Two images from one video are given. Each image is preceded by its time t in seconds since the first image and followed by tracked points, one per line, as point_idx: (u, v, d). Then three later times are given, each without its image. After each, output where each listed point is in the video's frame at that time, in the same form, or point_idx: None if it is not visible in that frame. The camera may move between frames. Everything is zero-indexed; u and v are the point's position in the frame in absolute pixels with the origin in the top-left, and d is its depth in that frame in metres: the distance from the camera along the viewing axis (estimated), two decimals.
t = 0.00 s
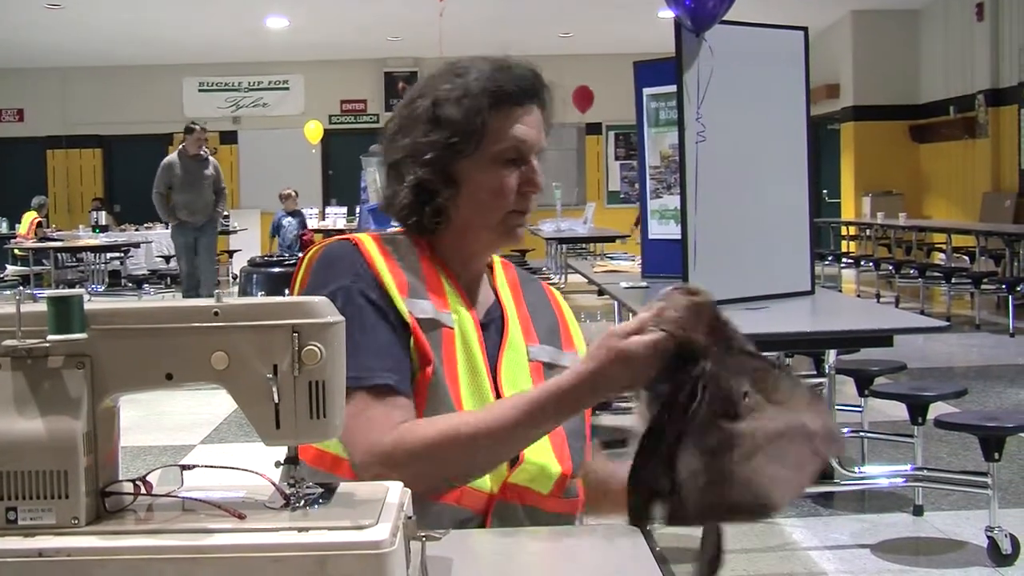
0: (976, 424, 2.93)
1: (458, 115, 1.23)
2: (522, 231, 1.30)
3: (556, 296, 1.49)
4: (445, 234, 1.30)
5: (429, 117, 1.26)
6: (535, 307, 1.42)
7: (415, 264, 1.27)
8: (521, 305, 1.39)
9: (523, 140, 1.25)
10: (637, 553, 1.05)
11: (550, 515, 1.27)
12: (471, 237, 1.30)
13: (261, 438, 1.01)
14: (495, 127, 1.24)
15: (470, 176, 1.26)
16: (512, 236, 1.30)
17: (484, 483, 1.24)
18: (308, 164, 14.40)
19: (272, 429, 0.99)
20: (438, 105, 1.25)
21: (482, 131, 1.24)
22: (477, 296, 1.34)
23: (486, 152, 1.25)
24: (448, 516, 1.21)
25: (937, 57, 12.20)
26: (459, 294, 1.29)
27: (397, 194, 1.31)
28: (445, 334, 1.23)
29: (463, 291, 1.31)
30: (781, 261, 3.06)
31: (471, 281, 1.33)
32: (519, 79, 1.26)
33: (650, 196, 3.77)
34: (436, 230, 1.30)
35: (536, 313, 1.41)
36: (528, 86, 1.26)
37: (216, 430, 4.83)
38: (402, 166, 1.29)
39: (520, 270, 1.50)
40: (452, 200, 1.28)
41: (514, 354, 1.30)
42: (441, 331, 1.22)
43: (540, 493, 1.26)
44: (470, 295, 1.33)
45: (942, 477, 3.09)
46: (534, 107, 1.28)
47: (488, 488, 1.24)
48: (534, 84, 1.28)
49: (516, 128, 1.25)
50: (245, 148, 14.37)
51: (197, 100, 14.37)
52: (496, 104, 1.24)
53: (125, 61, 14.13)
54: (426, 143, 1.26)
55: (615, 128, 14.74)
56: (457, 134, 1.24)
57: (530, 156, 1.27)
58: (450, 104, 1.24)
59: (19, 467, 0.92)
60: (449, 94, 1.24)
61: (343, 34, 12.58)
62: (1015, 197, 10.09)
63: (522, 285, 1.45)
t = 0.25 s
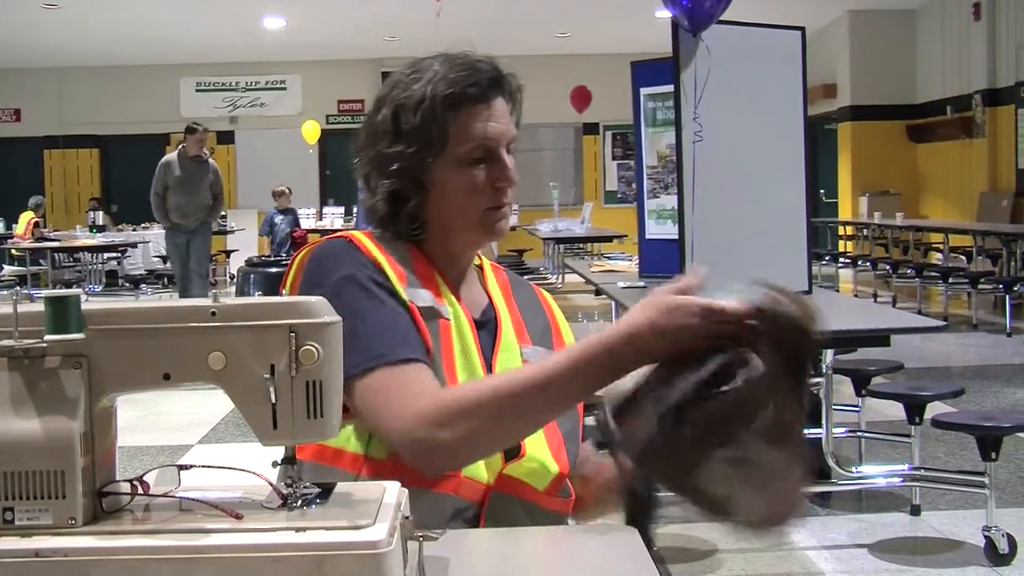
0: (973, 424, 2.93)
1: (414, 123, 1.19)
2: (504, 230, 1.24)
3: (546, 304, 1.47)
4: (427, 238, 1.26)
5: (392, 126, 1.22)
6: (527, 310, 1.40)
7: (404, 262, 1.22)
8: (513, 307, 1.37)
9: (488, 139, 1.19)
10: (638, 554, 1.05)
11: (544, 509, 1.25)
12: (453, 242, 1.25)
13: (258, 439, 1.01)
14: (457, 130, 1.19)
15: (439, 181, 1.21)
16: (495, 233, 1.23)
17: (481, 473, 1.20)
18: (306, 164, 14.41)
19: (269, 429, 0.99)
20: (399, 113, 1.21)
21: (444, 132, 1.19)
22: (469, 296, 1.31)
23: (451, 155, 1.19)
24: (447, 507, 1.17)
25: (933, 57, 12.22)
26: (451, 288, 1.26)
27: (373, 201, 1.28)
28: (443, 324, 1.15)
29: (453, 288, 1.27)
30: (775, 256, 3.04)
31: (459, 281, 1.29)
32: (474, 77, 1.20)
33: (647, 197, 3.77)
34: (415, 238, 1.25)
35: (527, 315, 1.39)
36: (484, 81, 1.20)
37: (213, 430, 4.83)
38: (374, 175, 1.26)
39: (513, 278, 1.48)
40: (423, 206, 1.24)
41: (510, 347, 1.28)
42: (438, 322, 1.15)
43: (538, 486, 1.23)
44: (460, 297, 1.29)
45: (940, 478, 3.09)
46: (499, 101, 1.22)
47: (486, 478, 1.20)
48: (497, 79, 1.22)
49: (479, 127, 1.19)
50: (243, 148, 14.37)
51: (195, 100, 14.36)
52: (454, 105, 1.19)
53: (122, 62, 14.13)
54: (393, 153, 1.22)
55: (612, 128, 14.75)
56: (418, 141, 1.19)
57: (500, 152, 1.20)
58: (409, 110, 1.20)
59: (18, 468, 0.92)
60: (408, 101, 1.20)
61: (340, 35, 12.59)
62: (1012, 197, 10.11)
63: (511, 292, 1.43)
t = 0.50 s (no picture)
0: (970, 423, 2.93)
1: (395, 125, 1.28)
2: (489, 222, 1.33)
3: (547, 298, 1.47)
4: (413, 237, 1.34)
5: (371, 133, 1.32)
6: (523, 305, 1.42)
7: (387, 262, 1.30)
8: (508, 304, 1.39)
9: (466, 133, 1.28)
10: (638, 555, 1.06)
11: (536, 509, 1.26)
12: (441, 238, 1.33)
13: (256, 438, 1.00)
14: (437, 129, 1.28)
15: (424, 181, 1.30)
16: (481, 228, 1.33)
17: (467, 472, 1.23)
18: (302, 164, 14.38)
19: (266, 429, 0.99)
20: (379, 118, 1.30)
21: (423, 135, 1.28)
22: (462, 296, 1.36)
23: (432, 153, 1.28)
24: (436, 510, 1.20)
25: (930, 57, 12.21)
26: (435, 290, 1.30)
27: (358, 209, 1.36)
28: (421, 328, 1.24)
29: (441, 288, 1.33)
30: (777, 260, 3.07)
31: (449, 279, 1.36)
32: (451, 76, 1.28)
33: (643, 196, 3.78)
34: (402, 238, 1.34)
35: (524, 311, 1.41)
36: (461, 80, 1.29)
37: (210, 431, 4.83)
38: (359, 182, 1.35)
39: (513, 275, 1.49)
40: (408, 204, 1.33)
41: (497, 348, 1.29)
42: (416, 325, 1.23)
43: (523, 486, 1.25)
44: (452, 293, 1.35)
45: (937, 477, 3.09)
46: (475, 97, 1.30)
47: (472, 479, 1.23)
48: (472, 77, 1.30)
49: (458, 122, 1.28)
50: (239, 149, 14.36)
51: (191, 101, 14.34)
52: (433, 105, 1.27)
53: (118, 62, 14.11)
54: (375, 158, 1.32)
55: (609, 129, 14.74)
56: (399, 141, 1.29)
57: (480, 148, 1.30)
58: (387, 114, 1.29)
59: (13, 469, 0.92)
60: (386, 106, 1.29)
61: (337, 35, 12.58)
62: (1009, 197, 10.09)
63: (510, 290, 1.44)
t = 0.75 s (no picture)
0: (966, 424, 2.93)
1: (369, 127, 1.27)
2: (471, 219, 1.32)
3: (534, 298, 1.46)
4: (395, 239, 1.33)
5: (344, 136, 1.31)
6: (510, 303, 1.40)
7: (369, 267, 1.29)
8: (494, 303, 1.37)
9: (440, 131, 1.27)
10: (631, 553, 1.06)
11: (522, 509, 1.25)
12: (422, 239, 1.32)
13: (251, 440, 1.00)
14: (409, 129, 1.26)
15: (401, 181, 1.29)
16: (463, 225, 1.31)
17: (449, 476, 1.21)
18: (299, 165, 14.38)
19: (262, 430, 0.99)
20: (350, 121, 1.29)
21: (398, 135, 1.27)
22: (445, 296, 1.34)
23: (406, 152, 1.28)
24: (424, 513, 1.19)
25: (927, 58, 12.22)
26: (417, 291, 1.29)
27: (337, 215, 1.36)
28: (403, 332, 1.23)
29: (425, 289, 1.32)
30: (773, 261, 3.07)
31: (433, 279, 1.34)
32: (420, 73, 1.27)
33: (641, 197, 3.78)
34: (383, 241, 1.34)
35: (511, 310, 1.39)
36: (431, 76, 1.27)
37: (206, 432, 4.83)
38: (336, 188, 1.35)
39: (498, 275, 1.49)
40: (386, 206, 1.32)
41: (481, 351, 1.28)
42: (398, 330, 1.23)
43: (510, 487, 1.24)
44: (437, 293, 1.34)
45: (935, 477, 3.09)
46: (446, 92, 1.29)
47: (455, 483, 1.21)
48: (442, 73, 1.28)
49: (429, 121, 1.27)
50: (236, 149, 14.35)
51: (189, 101, 14.34)
52: (404, 104, 1.26)
53: (115, 63, 14.10)
54: (351, 162, 1.31)
55: (607, 129, 14.75)
56: (372, 143, 1.28)
57: (456, 145, 1.29)
58: (356, 119, 1.28)
59: (12, 468, 0.92)
60: (357, 108, 1.28)
61: (335, 36, 12.60)
62: (1006, 198, 10.12)
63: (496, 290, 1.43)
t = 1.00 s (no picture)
0: (964, 425, 2.93)
1: (344, 130, 1.31)
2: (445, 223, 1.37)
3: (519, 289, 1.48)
4: (368, 240, 1.39)
5: (318, 140, 1.35)
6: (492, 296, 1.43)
7: (344, 271, 1.34)
8: (472, 300, 1.41)
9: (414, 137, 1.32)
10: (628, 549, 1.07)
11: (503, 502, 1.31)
12: (393, 242, 1.37)
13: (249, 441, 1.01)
14: (384, 133, 1.31)
15: (374, 184, 1.34)
16: (435, 228, 1.36)
17: (432, 477, 1.27)
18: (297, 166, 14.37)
19: (260, 431, 0.99)
20: (325, 124, 1.33)
21: (371, 139, 1.32)
22: (422, 297, 1.38)
23: (379, 157, 1.32)
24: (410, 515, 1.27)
25: (924, 59, 12.21)
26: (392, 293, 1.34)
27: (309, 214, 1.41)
28: (377, 335, 1.28)
29: (400, 290, 1.37)
30: (769, 261, 3.06)
31: (408, 281, 1.39)
32: (397, 79, 1.32)
33: (638, 198, 3.77)
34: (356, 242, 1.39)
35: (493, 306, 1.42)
36: (407, 81, 1.32)
37: (204, 433, 4.83)
38: (305, 188, 1.40)
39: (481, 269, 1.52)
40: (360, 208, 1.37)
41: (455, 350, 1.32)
42: (371, 332, 1.28)
43: (493, 483, 1.28)
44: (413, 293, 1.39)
45: (932, 479, 3.09)
46: (420, 97, 1.34)
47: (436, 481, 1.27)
48: (417, 78, 1.33)
49: (403, 126, 1.31)
50: (233, 150, 14.35)
51: (186, 102, 14.32)
52: (379, 110, 1.31)
53: (113, 64, 14.09)
54: (325, 166, 1.36)
55: (604, 130, 14.74)
56: (347, 148, 1.32)
57: (429, 150, 1.34)
58: (330, 123, 1.33)
59: (10, 470, 0.91)
60: (331, 111, 1.33)
61: (332, 37, 12.59)
62: (1003, 199, 10.12)
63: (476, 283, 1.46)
